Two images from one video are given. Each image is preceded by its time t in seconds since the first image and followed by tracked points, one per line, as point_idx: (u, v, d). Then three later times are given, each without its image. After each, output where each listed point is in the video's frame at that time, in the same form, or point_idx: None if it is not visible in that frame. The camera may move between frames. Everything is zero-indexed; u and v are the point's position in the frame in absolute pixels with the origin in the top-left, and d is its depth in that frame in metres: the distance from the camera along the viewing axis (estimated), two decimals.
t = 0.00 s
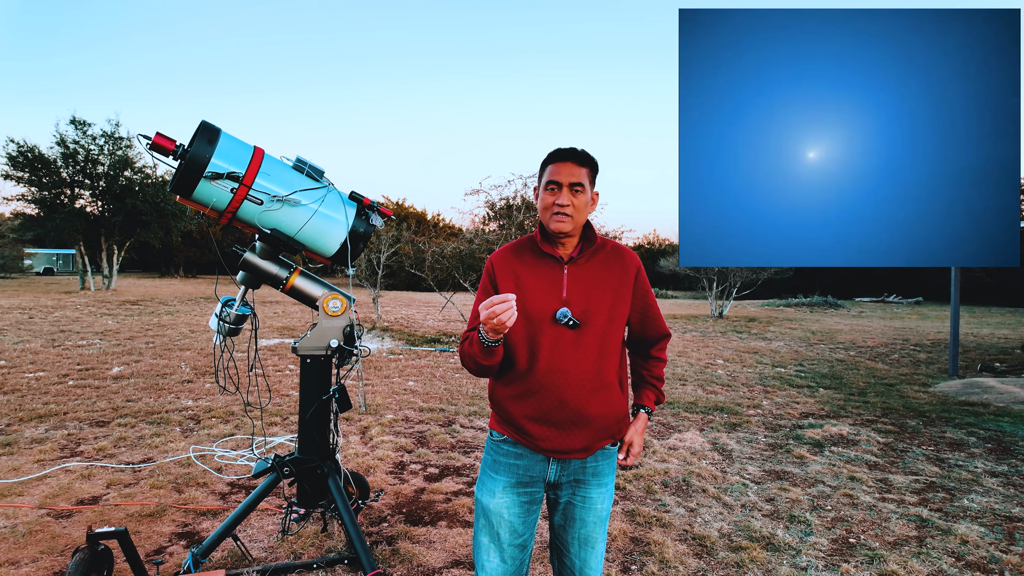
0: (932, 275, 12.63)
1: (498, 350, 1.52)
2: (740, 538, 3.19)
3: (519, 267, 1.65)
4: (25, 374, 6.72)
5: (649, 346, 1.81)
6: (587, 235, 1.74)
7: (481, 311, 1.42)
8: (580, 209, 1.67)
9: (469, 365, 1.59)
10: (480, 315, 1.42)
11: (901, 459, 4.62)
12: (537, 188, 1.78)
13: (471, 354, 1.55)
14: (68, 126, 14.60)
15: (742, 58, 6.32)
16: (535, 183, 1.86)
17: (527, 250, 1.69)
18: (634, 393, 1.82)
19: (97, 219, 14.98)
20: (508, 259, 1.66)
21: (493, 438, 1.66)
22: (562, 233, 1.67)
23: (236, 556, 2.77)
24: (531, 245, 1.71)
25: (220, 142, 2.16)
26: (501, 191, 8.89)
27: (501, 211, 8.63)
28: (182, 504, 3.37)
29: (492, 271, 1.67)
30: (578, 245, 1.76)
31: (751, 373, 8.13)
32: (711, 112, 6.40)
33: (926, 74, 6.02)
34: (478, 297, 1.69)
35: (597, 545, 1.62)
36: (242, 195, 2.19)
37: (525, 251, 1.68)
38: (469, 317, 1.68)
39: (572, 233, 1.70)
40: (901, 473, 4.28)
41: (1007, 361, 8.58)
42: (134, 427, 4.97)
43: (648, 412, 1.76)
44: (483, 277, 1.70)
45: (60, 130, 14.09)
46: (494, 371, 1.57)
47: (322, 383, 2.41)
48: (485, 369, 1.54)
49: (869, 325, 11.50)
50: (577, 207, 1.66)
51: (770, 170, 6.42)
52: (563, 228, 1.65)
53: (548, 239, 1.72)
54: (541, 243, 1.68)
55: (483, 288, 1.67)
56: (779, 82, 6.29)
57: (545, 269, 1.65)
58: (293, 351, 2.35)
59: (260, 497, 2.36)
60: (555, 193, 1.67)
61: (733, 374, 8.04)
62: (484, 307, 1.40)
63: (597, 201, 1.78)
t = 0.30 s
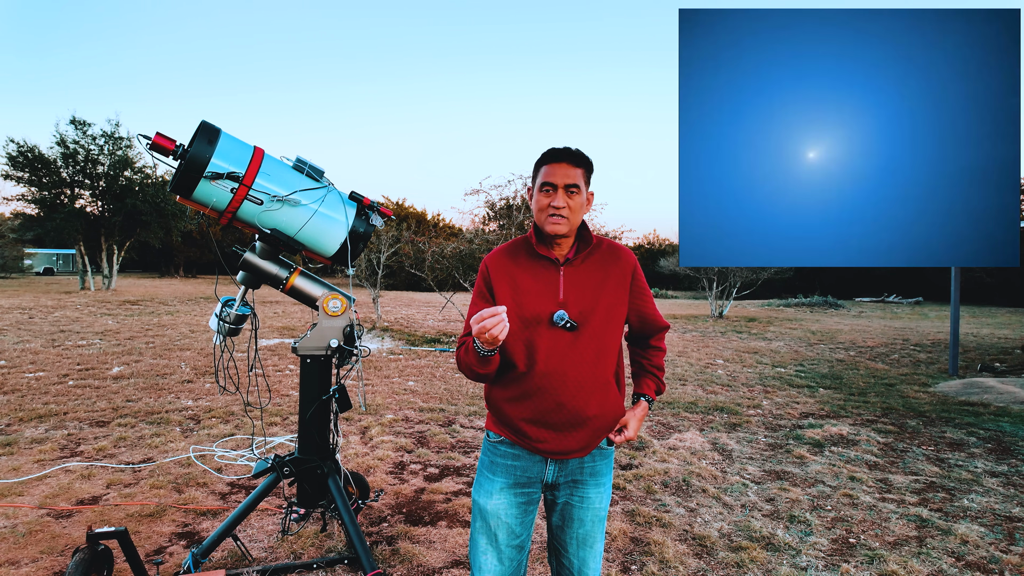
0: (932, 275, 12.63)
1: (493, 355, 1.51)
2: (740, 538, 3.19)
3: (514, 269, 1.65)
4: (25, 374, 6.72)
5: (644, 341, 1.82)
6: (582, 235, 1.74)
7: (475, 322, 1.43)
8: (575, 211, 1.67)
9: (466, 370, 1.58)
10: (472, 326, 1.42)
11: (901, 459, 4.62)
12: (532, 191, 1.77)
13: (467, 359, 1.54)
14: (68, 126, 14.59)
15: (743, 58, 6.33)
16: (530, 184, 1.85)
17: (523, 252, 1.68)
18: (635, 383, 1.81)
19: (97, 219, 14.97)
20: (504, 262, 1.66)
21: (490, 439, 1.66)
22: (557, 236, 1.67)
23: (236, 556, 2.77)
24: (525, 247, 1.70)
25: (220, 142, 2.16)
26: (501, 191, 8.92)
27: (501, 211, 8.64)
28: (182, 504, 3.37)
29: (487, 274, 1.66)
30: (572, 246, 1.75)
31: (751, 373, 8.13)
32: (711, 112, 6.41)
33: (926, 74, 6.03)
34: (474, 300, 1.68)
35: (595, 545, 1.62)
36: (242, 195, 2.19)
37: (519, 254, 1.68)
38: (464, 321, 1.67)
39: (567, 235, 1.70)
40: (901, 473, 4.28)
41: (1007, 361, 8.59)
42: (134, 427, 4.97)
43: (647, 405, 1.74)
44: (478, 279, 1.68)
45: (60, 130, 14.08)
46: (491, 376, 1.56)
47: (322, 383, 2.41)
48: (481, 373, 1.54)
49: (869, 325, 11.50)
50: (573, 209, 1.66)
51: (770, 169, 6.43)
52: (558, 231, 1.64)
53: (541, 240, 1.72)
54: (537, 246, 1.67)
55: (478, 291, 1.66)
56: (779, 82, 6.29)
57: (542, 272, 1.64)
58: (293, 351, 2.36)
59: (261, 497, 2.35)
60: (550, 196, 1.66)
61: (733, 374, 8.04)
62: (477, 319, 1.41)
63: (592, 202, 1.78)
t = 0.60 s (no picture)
0: (932, 275, 12.62)
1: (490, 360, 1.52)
2: (740, 538, 3.19)
3: (511, 268, 1.65)
4: (25, 374, 6.72)
5: (641, 341, 1.82)
6: (581, 234, 1.75)
7: (488, 358, 1.46)
8: (574, 210, 1.67)
9: (464, 372, 1.59)
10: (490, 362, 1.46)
11: (901, 459, 4.62)
12: (530, 190, 1.77)
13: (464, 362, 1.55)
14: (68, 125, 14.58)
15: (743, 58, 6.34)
16: (529, 183, 1.84)
17: (520, 251, 1.68)
18: (626, 385, 1.80)
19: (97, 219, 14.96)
20: (501, 261, 1.66)
21: (485, 440, 1.66)
22: (556, 234, 1.67)
23: (236, 556, 2.77)
24: (523, 246, 1.69)
25: (220, 142, 2.16)
26: (502, 191, 8.93)
27: (501, 211, 8.64)
28: (182, 504, 3.37)
29: (484, 274, 1.66)
30: (571, 245, 1.76)
31: (751, 373, 8.13)
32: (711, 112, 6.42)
33: (926, 74, 6.04)
34: (471, 301, 1.68)
35: (591, 548, 1.62)
36: (242, 195, 2.19)
37: (517, 253, 1.68)
38: (461, 321, 1.68)
39: (565, 234, 1.70)
40: (901, 473, 4.28)
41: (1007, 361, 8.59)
42: (134, 427, 4.96)
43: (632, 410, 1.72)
44: (475, 279, 1.69)
45: (60, 129, 14.07)
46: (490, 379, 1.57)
47: (322, 383, 2.41)
48: (477, 375, 1.55)
49: (869, 325, 11.50)
50: (572, 208, 1.66)
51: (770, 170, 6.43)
52: (557, 230, 1.65)
53: (538, 238, 1.72)
54: (535, 245, 1.67)
55: (475, 293, 1.67)
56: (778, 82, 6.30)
57: (539, 271, 1.64)
58: (293, 351, 2.35)
59: (260, 497, 2.35)
60: (549, 194, 1.66)
61: (733, 374, 8.04)
62: (494, 357, 1.45)
63: (591, 200, 1.78)
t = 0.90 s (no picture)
0: (932, 275, 12.61)
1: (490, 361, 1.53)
2: (740, 538, 3.19)
3: (511, 268, 1.65)
4: (24, 374, 6.71)
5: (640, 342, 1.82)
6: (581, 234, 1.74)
7: (492, 367, 1.46)
8: (575, 209, 1.67)
9: (464, 371, 1.60)
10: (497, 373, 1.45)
11: (901, 459, 4.62)
12: (531, 189, 1.77)
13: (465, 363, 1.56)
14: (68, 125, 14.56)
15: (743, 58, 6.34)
16: (530, 183, 1.85)
17: (520, 251, 1.69)
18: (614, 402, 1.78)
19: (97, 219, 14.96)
20: (501, 260, 1.66)
21: (484, 440, 1.66)
22: (556, 233, 1.67)
23: (236, 556, 2.77)
24: (523, 246, 1.70)
25: (220, 142, 2.16)
26: (502, 191, 8.92)
27: (501, 211, 8.63)
28: (182, 504, 3.37)
29: (484, 274, 1.67)
30: (571, 245, 1.76)
31: (751, 373, 8.13)
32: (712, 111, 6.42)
33: (925, 74, 6.04)
34: (471, 300, 1.68)
35: (590, 549, 1.62)
36: (242, 195, 2.19)
37: (518, 253, 1.68)
38: (462, 321, 1.69)
39: (566, 234, 1.70)
40: (901, 473, 4.28)
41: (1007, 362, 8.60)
42: (134, 427, 4.96)
43: (627, 420, 1.71)
44: (475, 279, 1.69)
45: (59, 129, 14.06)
46: (490, 379, 1.57)
47: (322, 383, 2.41)
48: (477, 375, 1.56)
49: (869, 325, 11.50)
50: (573, 206, 1.66)
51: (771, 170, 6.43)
52: (558, 228, 1.65)
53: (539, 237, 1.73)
54: (535, 244, 1.67)
55: (475, 292, 1.67)
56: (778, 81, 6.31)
57: (539, 271, 1.64)
58: (293, 351, 2.35)
59: (260, 497, 2.35)
60: (550, 192, 1.66)
61: (733, 374, 8.04)
62: (498, 369, 1.44)
63: (592, 200, 1.78)
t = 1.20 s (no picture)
0: (932, 275, 12.60)
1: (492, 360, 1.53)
2: (740, 538, 3.19)
3: (514, 268, 1.65)
4: (25, 374, 6.71)
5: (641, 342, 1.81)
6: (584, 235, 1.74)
7: (495, 365, 1.47)
8: (578, 208, 1.67)
9: (468, 370, 1.60)
10: (499, 370, 1.46)
11: (901, 459, 4.62)
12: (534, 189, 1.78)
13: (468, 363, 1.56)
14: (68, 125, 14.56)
15: (742, 57, 6.35)
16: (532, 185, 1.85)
17: (522, 250, 1.69)
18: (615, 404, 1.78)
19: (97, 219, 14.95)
20: (504, 260, 1.66)
21: (488, 440, 1.66)
22: (559, 233, 1.67)
23: (236, 556, 2.77)
24: (525, 245, 1.70)
25: (220, 142, 2.16)
26: (501, 191, 8.92)
27: (501, 211, 8.63)
28: (182, 504, 3.37)
29: (487, 273, 1.66)
30: (574, 246, 1.75)
31: (751, 373, 8.13)
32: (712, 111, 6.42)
33: (925, 74, 6.04)
34: (474, 300, 1.68)
35: (594, 548, 1.63)
36: (242, 195, 2.19)
37: (521, 253, 1.68)
38: (465, 321, 1.69)
39: (569, 234, 1.69)
40: (901, 473, 4.28)
41: (1007, 362, 8.61)
42: (134, 427, 4.96)
43: (627, 424, 1.70)
44: (478, 278, 1.69)
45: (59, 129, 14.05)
46: (494, 377, 1.57)
47: (322, 383, 2.41)
48: (480, 374, 1.56)
49: (869, 325, 11.50)
50: (576, 206, 1.66)
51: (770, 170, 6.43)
52: (561, 228, 1.64)
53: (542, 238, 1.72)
54: (537, 243, 1.68)
55: (478, 292, 1.67)
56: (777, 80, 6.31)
57: (541, 270, 1.64)
58: (293, 351, 2.35)
59: (260, 497, 2.35)
60: (553, 192, 1.66)
61: (733, 374, 8.04)
62: (501, 367, 1.45)
63: (593, 202, 1.78)
